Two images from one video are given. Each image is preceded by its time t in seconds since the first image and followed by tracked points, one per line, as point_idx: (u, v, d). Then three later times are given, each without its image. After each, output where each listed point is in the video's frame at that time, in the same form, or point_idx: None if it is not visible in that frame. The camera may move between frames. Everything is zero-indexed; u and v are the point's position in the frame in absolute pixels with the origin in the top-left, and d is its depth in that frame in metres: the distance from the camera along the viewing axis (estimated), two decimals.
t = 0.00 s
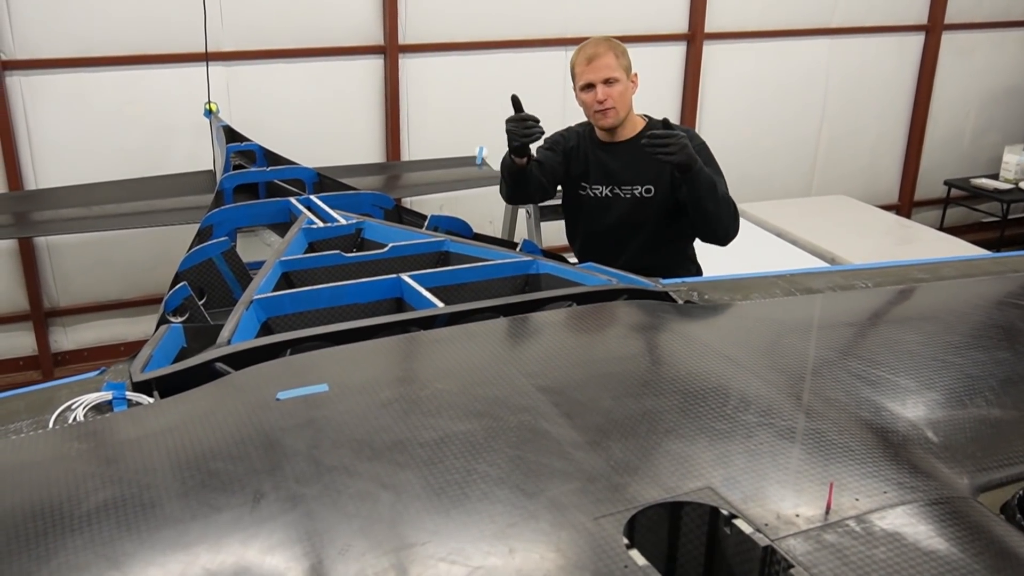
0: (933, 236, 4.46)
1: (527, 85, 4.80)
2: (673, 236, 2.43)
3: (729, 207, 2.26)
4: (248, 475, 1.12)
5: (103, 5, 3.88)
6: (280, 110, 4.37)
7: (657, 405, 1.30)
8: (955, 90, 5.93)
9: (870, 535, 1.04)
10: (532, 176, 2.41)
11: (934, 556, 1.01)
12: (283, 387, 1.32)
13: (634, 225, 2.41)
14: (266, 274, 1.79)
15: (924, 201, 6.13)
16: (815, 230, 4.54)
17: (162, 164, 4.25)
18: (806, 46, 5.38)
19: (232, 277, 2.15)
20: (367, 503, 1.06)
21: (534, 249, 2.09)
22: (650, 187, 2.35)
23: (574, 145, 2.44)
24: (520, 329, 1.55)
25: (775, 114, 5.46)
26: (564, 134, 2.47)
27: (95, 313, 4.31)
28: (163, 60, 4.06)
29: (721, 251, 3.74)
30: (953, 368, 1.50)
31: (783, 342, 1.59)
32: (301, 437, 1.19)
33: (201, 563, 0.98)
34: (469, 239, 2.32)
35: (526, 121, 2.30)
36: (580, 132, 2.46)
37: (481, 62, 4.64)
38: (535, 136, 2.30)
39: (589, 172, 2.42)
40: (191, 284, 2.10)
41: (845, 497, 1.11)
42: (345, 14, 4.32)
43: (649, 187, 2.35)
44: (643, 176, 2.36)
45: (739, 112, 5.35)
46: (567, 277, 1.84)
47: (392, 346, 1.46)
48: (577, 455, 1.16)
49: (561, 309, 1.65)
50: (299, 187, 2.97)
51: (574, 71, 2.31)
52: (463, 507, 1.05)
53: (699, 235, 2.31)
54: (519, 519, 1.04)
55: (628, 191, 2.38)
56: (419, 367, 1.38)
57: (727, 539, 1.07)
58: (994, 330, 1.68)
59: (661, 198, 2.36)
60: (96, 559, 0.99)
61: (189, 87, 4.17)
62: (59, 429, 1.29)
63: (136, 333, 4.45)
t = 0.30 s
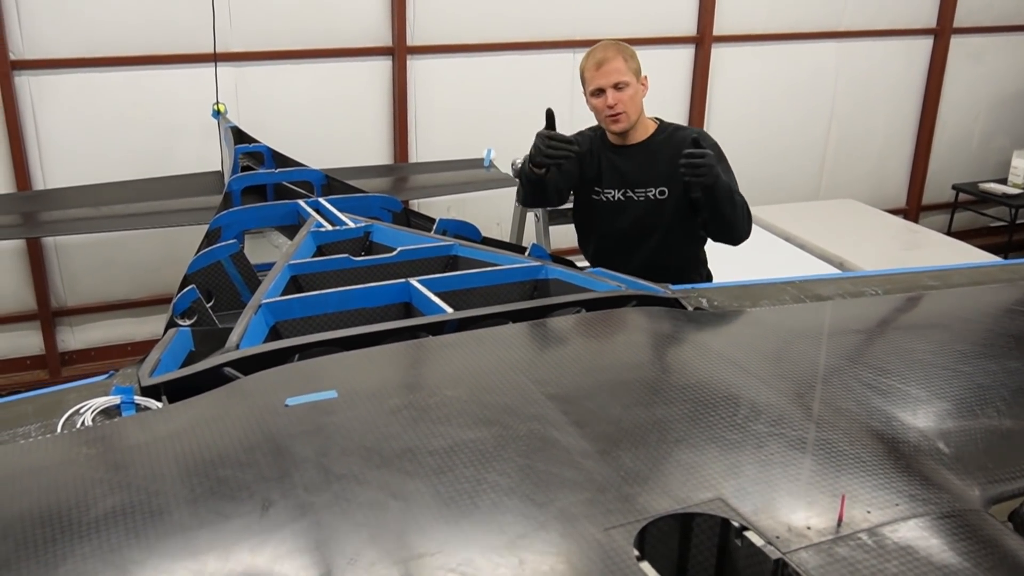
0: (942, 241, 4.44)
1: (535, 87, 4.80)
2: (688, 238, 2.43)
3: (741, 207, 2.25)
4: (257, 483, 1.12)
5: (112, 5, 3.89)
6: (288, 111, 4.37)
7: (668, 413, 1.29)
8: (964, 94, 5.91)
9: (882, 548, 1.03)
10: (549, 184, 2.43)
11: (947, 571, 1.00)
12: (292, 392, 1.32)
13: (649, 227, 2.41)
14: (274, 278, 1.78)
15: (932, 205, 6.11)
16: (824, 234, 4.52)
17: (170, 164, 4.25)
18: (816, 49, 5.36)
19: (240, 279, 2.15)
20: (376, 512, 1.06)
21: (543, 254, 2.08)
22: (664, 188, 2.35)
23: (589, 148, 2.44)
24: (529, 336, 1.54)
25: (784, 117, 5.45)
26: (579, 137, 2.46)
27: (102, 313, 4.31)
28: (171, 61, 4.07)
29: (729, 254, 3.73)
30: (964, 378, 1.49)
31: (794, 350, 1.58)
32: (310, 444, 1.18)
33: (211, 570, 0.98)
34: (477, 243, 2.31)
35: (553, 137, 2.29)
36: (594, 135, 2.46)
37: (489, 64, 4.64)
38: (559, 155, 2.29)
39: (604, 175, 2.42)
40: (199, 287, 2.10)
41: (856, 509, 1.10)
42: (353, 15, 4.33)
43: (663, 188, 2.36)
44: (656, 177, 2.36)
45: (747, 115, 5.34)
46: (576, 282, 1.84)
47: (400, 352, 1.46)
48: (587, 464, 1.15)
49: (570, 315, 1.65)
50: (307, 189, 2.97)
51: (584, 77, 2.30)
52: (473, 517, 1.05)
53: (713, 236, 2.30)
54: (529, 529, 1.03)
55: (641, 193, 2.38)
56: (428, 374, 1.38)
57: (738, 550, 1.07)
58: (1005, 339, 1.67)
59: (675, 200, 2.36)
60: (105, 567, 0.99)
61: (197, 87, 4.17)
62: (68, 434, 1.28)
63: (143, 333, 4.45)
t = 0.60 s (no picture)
0: (958, 253, 4.40)
1: (550, 94, 4.78)
2: (703, 258, 2.41)
3: (747, 237, 2.22)
4: (272, 497, 1.11)
5: (130, 7, 3.90)
6: (303, 114, 4.37)
7: (687, 432, 1.27)
8: (982, 104, 5.87)
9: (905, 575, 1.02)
10: (541, 205, 2.46)
11: None
12: (307, 404, 1.31)
13: (663, 244, 2.41)
14: (289, 286, 1.78)
15: (948, 216, 6.07)
16: (839, 244, 4.49)
17: (185, 166, 4.25)
18: (833, 58, 5.34)
19: (255, 286, 2.13)
20: (391, 530, 1.04)
21: (559, 265, 2.07)
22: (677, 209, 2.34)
23: (603, 162, 2.46)
24: (545, 349, 1.53)
25: (800, 126, 5.42)
26: (591, 151, 2.50)
27: (115, 314, 4.32)
28: (188, 63, 4.07)
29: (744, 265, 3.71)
30: (986, 398, 1.46)
31: (813, 366, 1.56)
32: (325, 458, 1.17)
33: None
34: (492, 252, 2.30)
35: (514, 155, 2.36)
36: (609, 148, 2.47)
37: (505, 69, 4.63)
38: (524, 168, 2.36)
39: (618, 189, 2.44)
40: (213, 293, 2.10)
41: (879, 533, 1.09)
42: (370, 20, 4.33)
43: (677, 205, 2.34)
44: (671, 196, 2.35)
45: (763, 123, 5.32)
46: (592, 294, 1.82)
47: (415, 365, 1.44)
48: (605, 484, 1.14)
49: (586, 329, 1.63)
50: (322, 194, 2.96)
51: (612, 83, 2.28)
52: (489, 537, 1.03)
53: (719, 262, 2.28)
54: (547, 550, 1.02)
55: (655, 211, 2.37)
56: (443, 388, 1.36)
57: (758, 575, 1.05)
58: None
59: (688, 220, 2.34)
60: None
61: (213, 90, 4.18)
62: (81, 443, 1.28)
63: (156, 335, 4.46)
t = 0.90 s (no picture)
0: (981, 264, 4.35)
1: (571, 98, 4.77)
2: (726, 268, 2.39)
3: (774, 248, 2.19)
4: (289, 509, 1.09)
5: (154, 7, 3.91)
6: (323, 116, 4.37)
7: (711, 448, 1.25)
8: (1006, 114, 5.81)
9: None
10: (563, 213, 2.45)
11: None
12: (325, 413, 1.29)
13: (686, 254, 2.39)
14: (308, 291, 1.77)
15: (970, 226, 6.01)
16: (860, 253, 4.45)
17: (205, 166, 4.26)
18: (857, 65, 5.29)
19: (274, 289, 2.12)
20: (410, 545, 1.03)
21: (579, 274, 2.05)
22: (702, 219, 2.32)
23: (626, 171, 2.44)
24: (566, 360, 1.51)
25: (822, 133, 5.38)
26: (613, 159, 2.47)
27: (133, 312, 4.32)
28: (211, 64, 4.07)
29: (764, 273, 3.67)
30: (1015, 416, 1.43)
31: (838, 380, 1.53)
32: (343, 470, 1.16)
33: None
34: (512, 258, 2.28)
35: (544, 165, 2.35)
36: (631, 156, 2.45)
37: (526, 73, 4.61)
38: (549, 179, 2.35)
39: (641, 198, 2.42)
40: (232, 296, 2.09)
41: (908, 558, 1.06)
42: (392, 22, 4.32)
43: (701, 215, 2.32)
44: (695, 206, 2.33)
45: (785, 130, 5.28)
46: (614, 304, 1.80)
47: (435, 374, 1.43)
48: (628, 502, 1.12)
49: (608, 340, 1.61)
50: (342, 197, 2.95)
51: (637, 90, 2.26)
52: (509, 555, 1.01)
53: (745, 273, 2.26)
54: (569, 570, 1.00)
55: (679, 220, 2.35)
56: (463, 398, 1.35)
57: None
58: None
59: (712, 230, 2.32)
60: None
61: (234, 91, 4.18)
62: (98, 449, 1.27)
63: (173, 334, 4.46)
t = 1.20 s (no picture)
0: (1004, 269, 4.29)
1: (591, 99, 4.74)
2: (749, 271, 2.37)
3: (803, 250, 2.18)
4: (306, 519, 1.07)
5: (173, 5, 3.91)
6: (342, 115, 4.36)
7: (736, 459, 1.22)
8: None
9: None
10: (587, 216, 2.41)
11: None
12: (343, 419, 1.27)
13: (709, 258, 2.37)
14: (326, 294, 1.75)
15: (993, 229, 5.95)
16: (882, 257, 4.40)
17: (223, 165, 4.25)
18: (879, 66, 5.23)
19: (291, 291, 2.11)
20: (429, 558, 1.01)
21: (599, 277, 2.05)
22: (726, 223, 2.30)
23: (648, 173, 2.41)
24: (587, 367, 1.48)
25: (844, 135, 5.33)
26: (634, 161, 2.44)
27: (150, 311, 4.33)
28: (230, 62, 4.07)
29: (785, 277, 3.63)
30: None
31: (864, 390, 1.50)
32: (361, 480, 1.14)
33: None
34: (531, 262, 2.26)
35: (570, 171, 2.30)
36: (653, 158, 2.42)
37: (546, 74, 4.59)
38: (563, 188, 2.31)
39: (663, 201, 2.39)
40: (249, 297, 2.07)
41: None
42: (411, 21, 4.31)
43: (724, 219, 2.30)
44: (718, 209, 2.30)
45: (805, 131, 5.23)
46: (635, 309, 1.77)
47: (454, 380, 1.41)
48: (651, 516, 1.09)
49: (629, 347, 1.58)
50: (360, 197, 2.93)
51: (660, 92, 2.23)
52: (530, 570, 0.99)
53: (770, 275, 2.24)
54: None
55: (703, 224, 2.33)
56: (482, 406, 1.32)
57: None
58: None
59: (736, 234, 2.30)
60: None
61: (252, 90, 4.17)
62: (113, 454, 1.25)
63: (190, 332, 4.46)
